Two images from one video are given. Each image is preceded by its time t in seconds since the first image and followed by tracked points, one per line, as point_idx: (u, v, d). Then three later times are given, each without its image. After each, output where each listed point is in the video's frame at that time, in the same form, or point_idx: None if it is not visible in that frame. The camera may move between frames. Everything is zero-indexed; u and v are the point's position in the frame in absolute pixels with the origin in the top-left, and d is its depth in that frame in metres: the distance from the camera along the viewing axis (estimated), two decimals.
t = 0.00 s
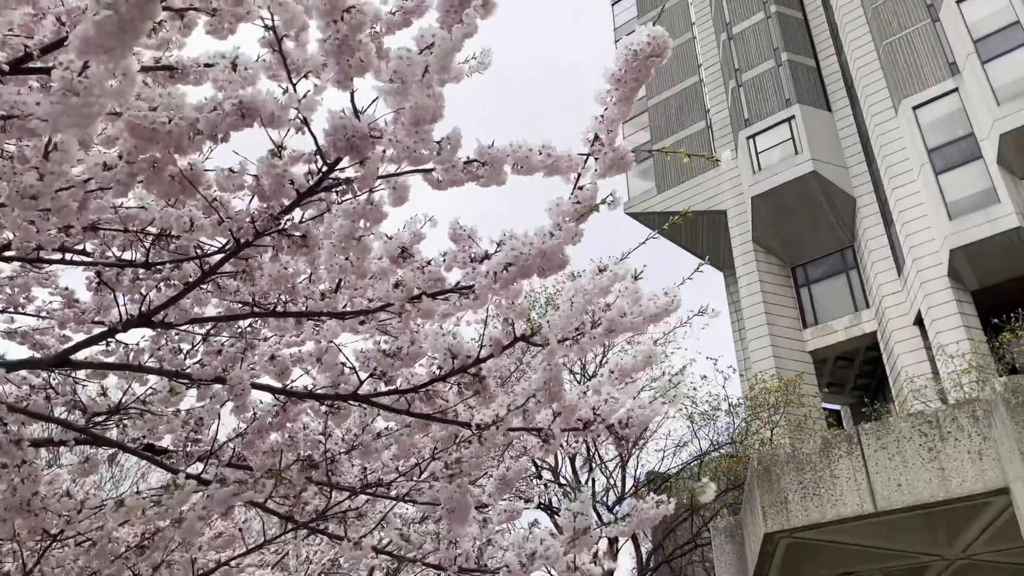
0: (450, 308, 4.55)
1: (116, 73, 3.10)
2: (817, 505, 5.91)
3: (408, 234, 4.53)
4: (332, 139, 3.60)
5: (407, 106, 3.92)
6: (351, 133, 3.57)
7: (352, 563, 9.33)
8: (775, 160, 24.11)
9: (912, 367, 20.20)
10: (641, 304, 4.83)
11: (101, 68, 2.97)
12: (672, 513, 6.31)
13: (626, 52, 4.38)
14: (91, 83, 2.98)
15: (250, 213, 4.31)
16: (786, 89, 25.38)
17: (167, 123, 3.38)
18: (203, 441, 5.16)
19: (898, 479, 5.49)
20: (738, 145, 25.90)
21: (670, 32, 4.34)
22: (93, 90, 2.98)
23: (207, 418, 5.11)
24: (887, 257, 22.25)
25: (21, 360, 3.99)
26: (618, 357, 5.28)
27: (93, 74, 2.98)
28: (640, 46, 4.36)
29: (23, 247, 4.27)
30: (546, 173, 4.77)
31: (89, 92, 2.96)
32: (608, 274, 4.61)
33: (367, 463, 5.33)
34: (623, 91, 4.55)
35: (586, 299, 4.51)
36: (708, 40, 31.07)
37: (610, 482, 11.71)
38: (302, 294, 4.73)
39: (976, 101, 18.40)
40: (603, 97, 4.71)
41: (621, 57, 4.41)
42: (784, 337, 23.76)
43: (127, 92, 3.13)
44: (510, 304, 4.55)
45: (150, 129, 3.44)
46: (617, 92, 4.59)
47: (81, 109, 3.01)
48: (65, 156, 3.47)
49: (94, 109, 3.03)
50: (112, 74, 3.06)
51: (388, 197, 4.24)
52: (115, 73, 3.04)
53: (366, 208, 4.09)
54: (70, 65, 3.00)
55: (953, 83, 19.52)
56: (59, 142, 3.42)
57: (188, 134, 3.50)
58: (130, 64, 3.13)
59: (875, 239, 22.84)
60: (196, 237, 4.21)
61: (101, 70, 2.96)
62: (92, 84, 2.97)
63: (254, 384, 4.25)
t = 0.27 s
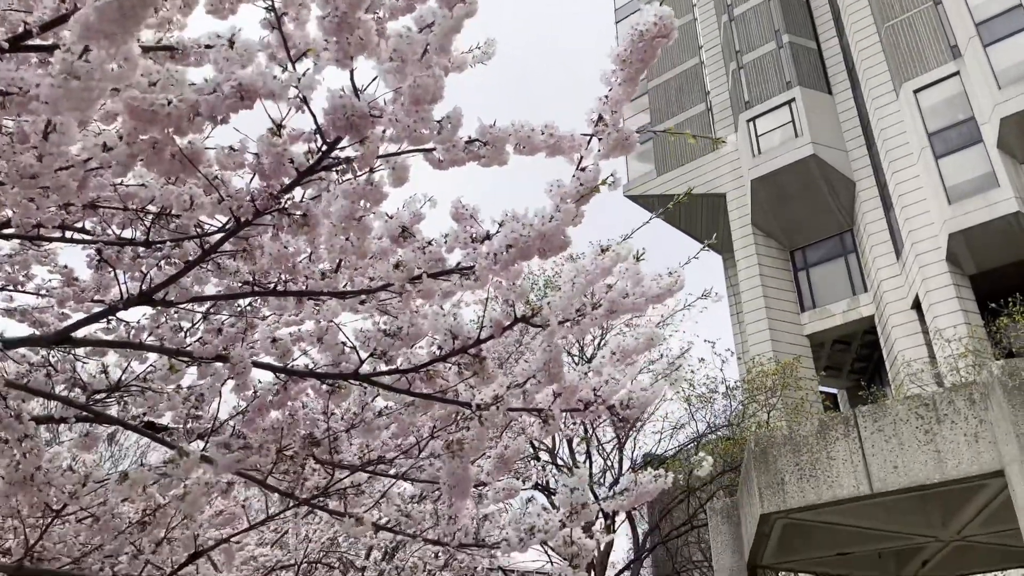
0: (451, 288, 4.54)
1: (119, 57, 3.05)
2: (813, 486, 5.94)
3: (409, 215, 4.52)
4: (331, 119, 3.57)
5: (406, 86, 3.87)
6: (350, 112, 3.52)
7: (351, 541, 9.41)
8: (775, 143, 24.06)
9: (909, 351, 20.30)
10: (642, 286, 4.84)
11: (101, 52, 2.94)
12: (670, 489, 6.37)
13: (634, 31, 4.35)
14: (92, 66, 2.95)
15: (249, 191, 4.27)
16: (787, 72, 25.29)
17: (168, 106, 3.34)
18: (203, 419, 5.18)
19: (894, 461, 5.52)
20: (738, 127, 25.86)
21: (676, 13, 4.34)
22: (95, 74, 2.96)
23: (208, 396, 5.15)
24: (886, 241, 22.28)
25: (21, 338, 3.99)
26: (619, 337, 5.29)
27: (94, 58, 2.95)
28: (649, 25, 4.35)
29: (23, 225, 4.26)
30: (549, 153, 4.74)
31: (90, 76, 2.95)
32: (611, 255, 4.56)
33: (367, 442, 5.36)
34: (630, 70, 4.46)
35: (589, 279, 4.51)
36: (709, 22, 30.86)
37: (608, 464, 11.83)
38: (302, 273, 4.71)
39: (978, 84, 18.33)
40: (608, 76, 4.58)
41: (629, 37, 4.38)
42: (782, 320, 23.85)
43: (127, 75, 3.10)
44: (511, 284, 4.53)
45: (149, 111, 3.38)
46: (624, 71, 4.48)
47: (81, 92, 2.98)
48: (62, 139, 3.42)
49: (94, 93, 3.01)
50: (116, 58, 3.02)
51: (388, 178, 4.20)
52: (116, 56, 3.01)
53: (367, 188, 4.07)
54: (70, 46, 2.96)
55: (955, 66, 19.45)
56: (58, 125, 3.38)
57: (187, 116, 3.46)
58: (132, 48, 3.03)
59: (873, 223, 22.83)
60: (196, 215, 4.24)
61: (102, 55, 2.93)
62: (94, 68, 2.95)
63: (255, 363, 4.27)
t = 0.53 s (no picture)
0: (452, 270, 4.54)
1: (127, 25, 3.02)
2: (809, 469, 6.00)
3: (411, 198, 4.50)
4: (336, 99, 3.54)
5: (411, 66, 3.84)
6: (354, 91, 3.50)
7: (349, 521, 9.49)
8: (774, 127, 24.03)
9: (905, 335, 20.45)
10: (643, 271, 4.85)
11: (110, 17, 2.90)
12: (669, 469, 6.43)
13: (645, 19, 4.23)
14: (100, 33, 2.91)
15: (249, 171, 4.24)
16: (787, 55, 25.24)
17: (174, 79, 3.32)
18: (203, 399, 5.18)
19: (890, 444, 5.56)
20: (737, 111, 25.83)
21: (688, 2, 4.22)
22: (103, 41, 2.93)
23: (207, 375, 5.20)
24: (884, 225, 22.34)
25: (21, 315, 3.97)
26: (619, 322, 5.31)
27: (102, 25, 2.92)
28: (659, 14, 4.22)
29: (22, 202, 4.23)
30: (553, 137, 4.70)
31: (99, 42, 2.91)
32: (613, 240, 4.56)
33: (367, 423, 5.37)
34: (639, 57, 4.39)
35: (591, 264, 4.51)
36: (709, 6, 30.70)
37: (604, 446, 11.91)
38: (303, 254, 4.70)
39: (978, 68, 18.35)
40: (616, 63, 4.50)
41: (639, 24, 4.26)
42: (778, 304, 23.96)
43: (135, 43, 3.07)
44: (512, 267, 4.53)
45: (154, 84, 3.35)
46: (632, 58, 4.42)
47: (90, 58, 2.94)
48: (67, 110, 3.38)
49: (102, 59, 2.98)
50: (124, 25, 3.00)
51: (389, 159, 4.19)
52: (123, 24, 2.97)
53: (369, 170, 4.05)
54: (78, 14, 2.93)
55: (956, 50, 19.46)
56: (62, 96, 3.35)
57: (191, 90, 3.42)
58: (140, 16, 3.05)
59: (871, 207, 22.88)
60: (196, 194, 4.18)
61: (112, 20, 2.90)
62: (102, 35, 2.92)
63: (256, 343, 4.26)
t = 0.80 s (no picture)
0: (452, 246, 4.52)
1: None
2: (805, 451, 6.04)
3: (410, 174, 4.48)
4: (335, 70, 3.51)
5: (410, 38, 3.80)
6: (353, 61, 3.47)
7: (348, 501, 9.53)
8: (773, 111, 24.03)
9: (902, 319, 20.59)
10: (643, 250, 4.84)
11: None
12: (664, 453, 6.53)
13: None
14: None
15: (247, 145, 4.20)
16: (787, 38, 25.24)
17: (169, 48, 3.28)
18: (203, 377, 5.19)
19: (885, 427, 5.59)
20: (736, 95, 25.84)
21: None
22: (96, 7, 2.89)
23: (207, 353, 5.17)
24: (881, 210, 22.40)
25: (20, 292, 3.93)
26: (617, 303, 5.30)
27: None
28: None
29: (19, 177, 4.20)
30: (552, 110, 4.67)
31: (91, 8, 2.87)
32: (612, 219, 4.54)
33: (366, 401, 5.38)
34: (636, 27, 4.35)
35: (590, 242, 4.49)
36: None
37: (601, 428, 11.95)
38: (302, 230, 4.68)
39: (977, 53, 18.38)
40: (614, 33, 4.46)
41: None
42: (775, 289, 24.09)
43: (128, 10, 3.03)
44: (512, 245, 4.52)
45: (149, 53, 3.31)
46: (629, 27, 4.38)
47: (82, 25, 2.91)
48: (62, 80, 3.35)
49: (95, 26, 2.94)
50: None
51: (388, 134, 4.16)
52: None
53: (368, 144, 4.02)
54: None
55: (956, 34, 19.47)
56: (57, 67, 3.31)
57: (187, 60, 3.39)
58: None
59: (869, 192, 22.94)
60: (195, 168, 4.14)
61: None
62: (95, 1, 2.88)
63: (254, 320, 4.25)
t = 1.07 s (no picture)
0: (449, 223, 4.52)
1: None
2: (800, 434, 6.06)
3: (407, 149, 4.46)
4: (331, 41, 3.49)
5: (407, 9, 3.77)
6: (348, 31, 3.45)
7: (344, 482, 9.55)
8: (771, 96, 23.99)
9: (897, 306, 20.67)
10: (641, 228, 4.85)
11: None
12: (659, 436, 6.58)
13: None
14: None
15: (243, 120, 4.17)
16: (786, 23, 25.23)
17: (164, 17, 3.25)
18: (199, 355, 5.18)
19: (880, 411, 5.61)
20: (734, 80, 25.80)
21: None
22: None
23: (203, 332, 5.10)
24: (878, 196, 22.43)
25: (17, 268, 3.89)
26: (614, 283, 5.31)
27: None
28: None
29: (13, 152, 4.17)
30: (550, 85, 4.65)
31: None
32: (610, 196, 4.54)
33: (363, 379, 5.38)
34: None
35: (588, 220, 4.50)
36: None
37: (596, 412, 11.98)
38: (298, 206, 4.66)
39: (976, 39, 18.42)
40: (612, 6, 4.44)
41: None
42: (772, 275, 24.17)
43: None
44: (509, 223, 4.52)
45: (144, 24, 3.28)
46: None
47: None
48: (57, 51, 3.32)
49: None
50: None
51: (385, 108, 4.13)
52: None
53: (365, 118, 4.00)
54: None
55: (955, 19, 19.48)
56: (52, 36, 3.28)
57: (182, 30, 3.35)
58: None
59: (866, 177, 22.96)
60: (190, 143, 4.12)
61: None
62: None
63: (251, 298, 4.24)
